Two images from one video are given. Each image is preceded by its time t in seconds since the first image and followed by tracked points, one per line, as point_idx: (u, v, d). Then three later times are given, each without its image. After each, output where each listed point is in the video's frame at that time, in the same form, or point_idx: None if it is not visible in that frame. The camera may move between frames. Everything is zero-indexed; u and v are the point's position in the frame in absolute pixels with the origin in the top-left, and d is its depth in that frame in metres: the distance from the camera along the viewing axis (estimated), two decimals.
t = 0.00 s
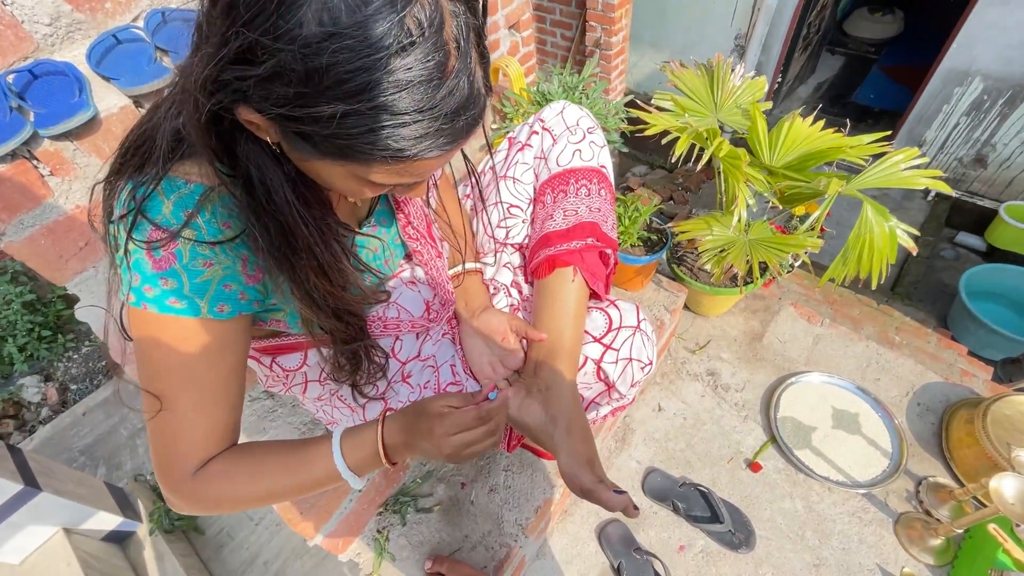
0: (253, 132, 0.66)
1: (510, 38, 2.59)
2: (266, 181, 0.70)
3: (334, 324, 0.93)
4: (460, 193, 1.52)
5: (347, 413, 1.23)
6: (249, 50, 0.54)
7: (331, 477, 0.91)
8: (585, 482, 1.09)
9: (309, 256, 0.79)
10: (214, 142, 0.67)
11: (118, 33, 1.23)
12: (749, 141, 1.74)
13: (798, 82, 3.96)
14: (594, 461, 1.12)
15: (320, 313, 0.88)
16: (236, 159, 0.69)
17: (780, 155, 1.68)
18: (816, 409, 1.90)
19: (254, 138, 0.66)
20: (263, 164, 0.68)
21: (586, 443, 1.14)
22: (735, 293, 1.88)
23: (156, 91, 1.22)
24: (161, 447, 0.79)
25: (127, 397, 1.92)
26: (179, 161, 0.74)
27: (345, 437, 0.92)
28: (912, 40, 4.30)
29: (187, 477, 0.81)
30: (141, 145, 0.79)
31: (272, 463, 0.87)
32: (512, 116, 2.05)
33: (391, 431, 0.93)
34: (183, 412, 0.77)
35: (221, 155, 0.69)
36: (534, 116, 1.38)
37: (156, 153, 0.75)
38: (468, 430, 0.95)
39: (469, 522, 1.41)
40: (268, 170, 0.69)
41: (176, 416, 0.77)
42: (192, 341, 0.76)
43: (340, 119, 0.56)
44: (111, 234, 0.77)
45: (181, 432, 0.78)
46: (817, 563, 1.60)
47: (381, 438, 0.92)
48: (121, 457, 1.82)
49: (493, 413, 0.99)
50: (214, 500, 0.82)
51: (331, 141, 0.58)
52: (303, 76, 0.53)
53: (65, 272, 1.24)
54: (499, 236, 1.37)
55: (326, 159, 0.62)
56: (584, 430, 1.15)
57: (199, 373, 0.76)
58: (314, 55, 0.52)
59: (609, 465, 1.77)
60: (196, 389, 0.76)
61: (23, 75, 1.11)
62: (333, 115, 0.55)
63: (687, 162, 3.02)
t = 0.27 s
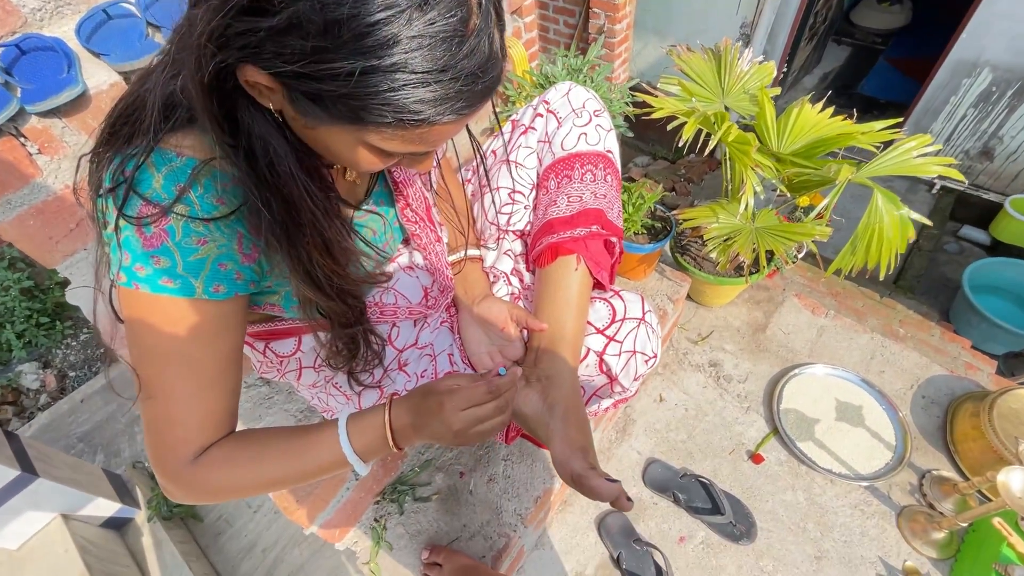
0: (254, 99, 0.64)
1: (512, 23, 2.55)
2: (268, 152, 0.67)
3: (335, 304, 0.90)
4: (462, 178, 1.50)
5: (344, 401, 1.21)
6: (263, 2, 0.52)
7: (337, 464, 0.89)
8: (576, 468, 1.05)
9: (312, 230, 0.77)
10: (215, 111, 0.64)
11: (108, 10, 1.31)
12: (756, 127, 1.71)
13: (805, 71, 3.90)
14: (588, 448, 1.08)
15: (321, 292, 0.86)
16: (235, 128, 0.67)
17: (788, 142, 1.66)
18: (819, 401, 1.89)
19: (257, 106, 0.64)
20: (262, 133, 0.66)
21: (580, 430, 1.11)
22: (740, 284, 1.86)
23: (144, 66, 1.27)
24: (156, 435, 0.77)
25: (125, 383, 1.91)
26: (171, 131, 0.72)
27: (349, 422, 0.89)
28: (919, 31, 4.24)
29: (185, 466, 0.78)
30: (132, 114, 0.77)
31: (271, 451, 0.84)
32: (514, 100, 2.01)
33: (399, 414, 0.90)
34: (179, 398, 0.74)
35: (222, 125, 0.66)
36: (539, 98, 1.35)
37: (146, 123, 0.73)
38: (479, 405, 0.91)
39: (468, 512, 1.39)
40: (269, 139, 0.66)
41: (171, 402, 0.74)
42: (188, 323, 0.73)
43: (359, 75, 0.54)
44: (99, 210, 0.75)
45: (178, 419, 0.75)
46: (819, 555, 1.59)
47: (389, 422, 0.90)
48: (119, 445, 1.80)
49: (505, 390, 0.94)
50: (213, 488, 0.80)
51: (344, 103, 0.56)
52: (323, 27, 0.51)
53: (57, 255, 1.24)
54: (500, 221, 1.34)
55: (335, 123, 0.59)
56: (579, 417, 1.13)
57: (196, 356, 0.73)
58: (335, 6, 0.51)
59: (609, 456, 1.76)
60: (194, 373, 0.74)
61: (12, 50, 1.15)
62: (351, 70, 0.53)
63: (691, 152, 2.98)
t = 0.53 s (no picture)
0: (257, 78, 0.62)
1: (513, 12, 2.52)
2: (272, 133, 0.66)
3: (337, 290, 0.90)
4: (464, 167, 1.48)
5: (342, 392, 1.20)
6: None
7: (340, 456, 0.88)
8: (580, 466, 1.06)
9: (316, 214, 0.77)
10: (213, 90, 0.63)
11: None
12: (760, 120, 1.70)
13: (808, 65, 3.87)
14: (591, 445, 1.09)
15: (324, 276, 0.85)
16: (238, 108, 0.66)
17: (792, 134, 1.64)
18: (820, 396, 1.88)
19: (260, 85, 0.63)
20: (267, 113, 0.64)
21: (583, 427, 1.11)
22: (742, 277, 1.85)
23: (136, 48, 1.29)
24: (159, 422, 0.76)
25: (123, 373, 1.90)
26: (170, 112, 0.71)
27: (354, 413, 0.89)
28: (924, 25, 4.21)
29: (188, 454, 0.78)
30: (130, 93, 0.76)
31: (274, 440, 0.83)
32: (516, 89, 1.99)
33: (400, 409, 0.89)
34: (180, 385, 0.73)
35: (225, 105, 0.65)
36: (543, 87, 1.33)
37: (144, 102, 0.72)
38: (479, 404, 0.88)
39: (466, 504, 1.38)
40: (274, 120, 0.65)
41: (173, 390, 0.73)
42: (189, 309, 0.72)
43: (366, 54, 0.53)
44: (95, 192, 0.74)
45: (180, 407, 0.74)
46: (818, 549, 1.59)
47: (389, 416, 0.89)
48: (117, 435, 1.79)
49: (508, 389, 0.89)
50: (217, 477, 0.79)
51: (350, 82, 0.55)
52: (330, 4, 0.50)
53: (51, 242, 1.23)
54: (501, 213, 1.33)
55: (337, 104, 0.58)
56: (583, 415, 1.13)
57: (197, 343, 0.72)
58: None
59: (608, 449, 1.75)
60: (195, 360, 0.72)
61: (5, 33, 1.17)
62: (357, 49, 0.52)
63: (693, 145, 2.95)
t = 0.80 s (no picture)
0: (262, 61, 0.61)
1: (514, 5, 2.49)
2: (278, 117, 0.65)
3: (341, 279, 0.89)
4: (467, 158, 1.47)
5: (342, 384, 1.19)
6: None
7: (335, 447, 0.88)
8: (586, 459, 1.03)
9: (321, 201, 0.76)
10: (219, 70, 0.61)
11: None
12: (764, 113, 1.69)
13: (810, 60, 3.85)
14: (596, 437, 1.06)
15: (329, 265, 0.84)
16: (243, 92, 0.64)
17: (796, 128, 1.64)
18: (820, 391, 1.88)
19: (265, 67, 0.61)
20: (273, 98, 0.63)
21: (587, 419, 1.08)
22: (743, 272, 1.84)
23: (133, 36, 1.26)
24: (153, 411, 0.75)
25: (122, 365, 1.90)
26: (172, 96, 0.69)
27: (351, 402, 0.88)
28: (926, 21, 4.19)
29: (182, 443, 0.77)
30: (131, 77, 0.75)
31: (272, 430, 0.83)
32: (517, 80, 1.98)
33: (401, 396, 0.89)
34: (176, 374, 0.72)
35: (229, 89, 0.63)
36: (547, 77, 1.32)
37: (146, 86, 0.71)
38: (483, 386, 0.89)
39: (466, 498, 1.38)
40: (280, 104, 0.64)
41: (168, 379, 0.72)
42: (184, 296, 0.71)
43: (375, 35, 0.51)
44: (94, 177, 0.73)
45: (174, 396, 0.74)
46: (817, 544, 1.59)
47: (391, 404, 0.88)
48: (116, 427, 1.79)
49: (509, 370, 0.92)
50: (211, 467, 0.79)
51: (360, 64, 0.54)
52: None
53: (47, 232, 1.22)
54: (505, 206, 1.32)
55: (342, 86, 0.57)
56: (586, 406, 1.11)
57: (192, 331, 0.71)
58: None
59: (608, 443, 1.75)
60: (191, 349, 0.72)
61: None
62: (366, 30, 0.51)
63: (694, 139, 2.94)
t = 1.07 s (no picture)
0: (254, 47, 0.60)
1: None
2: (271, 106, 0.64)
3: (337, 273, 0.88)
4: (467, 154, 1.46)
5: (342, 381, 1.18)
6: None
7: (341, 450, 0.86)
8: (587, 458, 1.06)
9: (317, 193, 0.75)
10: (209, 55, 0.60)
11: None
12: (765, 109, 1.69)
13: (810, 57, 3.83)
14: (597, 437, 1.09)
15: (325, 258, 0.83)
16: (235, 79, 0.64)
17: (798, 124, 1.64)
18: (819, 389, 1.88)
19: (256, 53, 0.60)
20: (266, 86, 0.62)
21: (588, 418, 1.10)
22: (743, 269, 1.83)
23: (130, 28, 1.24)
24: (164, 406, 0.75)
25: (119, 360, 1.90)
26: (166, 86, 0.68)
27: (356, 406, 0.87)
28: (928, 18, 4.17)
29: (192, 439, 0.76)
30: (124, 67, 0.74)
31: (280, 427, 0.82)
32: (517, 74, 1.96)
33: (404, 402, 0.88)
34: (183, 369, 0.71)
35: (220, 74, 0.62)
36: (548, 72, 1.31)
37: (139, 75, 0.70)
38: (482, 399, 0.88)
39: (464, 495, 1.37)
40: (273, 92, 0.63)
41: (175, 374, 0.71)
42: (192, 290, 0.70)
43: (369, 20, 0.51)
44: (88, 169, 0.72)
45: (182, 391, 0.73)
46: (815, 542, 1.59)
47: (393, 409, 0.87)
48: (113, 422, 1.78)
49: (513, 384, 0.91)
50: (221, 465, 0.78)
51: (352, 50, 0.53)
52: None
53: (42, 227, 1.21)
54: (505, 203, 1.31)
55: (337, 74, 0.56)
56: (587, 405, 1.12)
57: (198, 324, 0.71)
58: None
59: (607, 440, 1.75)
60: (198, 343, 0.71)
61: None
62: (360, 16, 0.50)
63: (694, 136, 2.93)
